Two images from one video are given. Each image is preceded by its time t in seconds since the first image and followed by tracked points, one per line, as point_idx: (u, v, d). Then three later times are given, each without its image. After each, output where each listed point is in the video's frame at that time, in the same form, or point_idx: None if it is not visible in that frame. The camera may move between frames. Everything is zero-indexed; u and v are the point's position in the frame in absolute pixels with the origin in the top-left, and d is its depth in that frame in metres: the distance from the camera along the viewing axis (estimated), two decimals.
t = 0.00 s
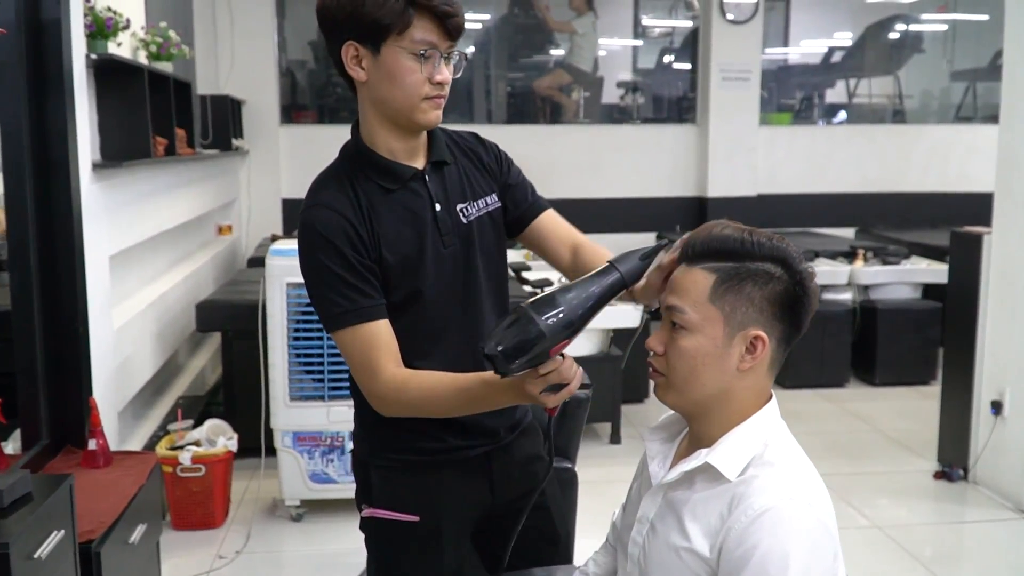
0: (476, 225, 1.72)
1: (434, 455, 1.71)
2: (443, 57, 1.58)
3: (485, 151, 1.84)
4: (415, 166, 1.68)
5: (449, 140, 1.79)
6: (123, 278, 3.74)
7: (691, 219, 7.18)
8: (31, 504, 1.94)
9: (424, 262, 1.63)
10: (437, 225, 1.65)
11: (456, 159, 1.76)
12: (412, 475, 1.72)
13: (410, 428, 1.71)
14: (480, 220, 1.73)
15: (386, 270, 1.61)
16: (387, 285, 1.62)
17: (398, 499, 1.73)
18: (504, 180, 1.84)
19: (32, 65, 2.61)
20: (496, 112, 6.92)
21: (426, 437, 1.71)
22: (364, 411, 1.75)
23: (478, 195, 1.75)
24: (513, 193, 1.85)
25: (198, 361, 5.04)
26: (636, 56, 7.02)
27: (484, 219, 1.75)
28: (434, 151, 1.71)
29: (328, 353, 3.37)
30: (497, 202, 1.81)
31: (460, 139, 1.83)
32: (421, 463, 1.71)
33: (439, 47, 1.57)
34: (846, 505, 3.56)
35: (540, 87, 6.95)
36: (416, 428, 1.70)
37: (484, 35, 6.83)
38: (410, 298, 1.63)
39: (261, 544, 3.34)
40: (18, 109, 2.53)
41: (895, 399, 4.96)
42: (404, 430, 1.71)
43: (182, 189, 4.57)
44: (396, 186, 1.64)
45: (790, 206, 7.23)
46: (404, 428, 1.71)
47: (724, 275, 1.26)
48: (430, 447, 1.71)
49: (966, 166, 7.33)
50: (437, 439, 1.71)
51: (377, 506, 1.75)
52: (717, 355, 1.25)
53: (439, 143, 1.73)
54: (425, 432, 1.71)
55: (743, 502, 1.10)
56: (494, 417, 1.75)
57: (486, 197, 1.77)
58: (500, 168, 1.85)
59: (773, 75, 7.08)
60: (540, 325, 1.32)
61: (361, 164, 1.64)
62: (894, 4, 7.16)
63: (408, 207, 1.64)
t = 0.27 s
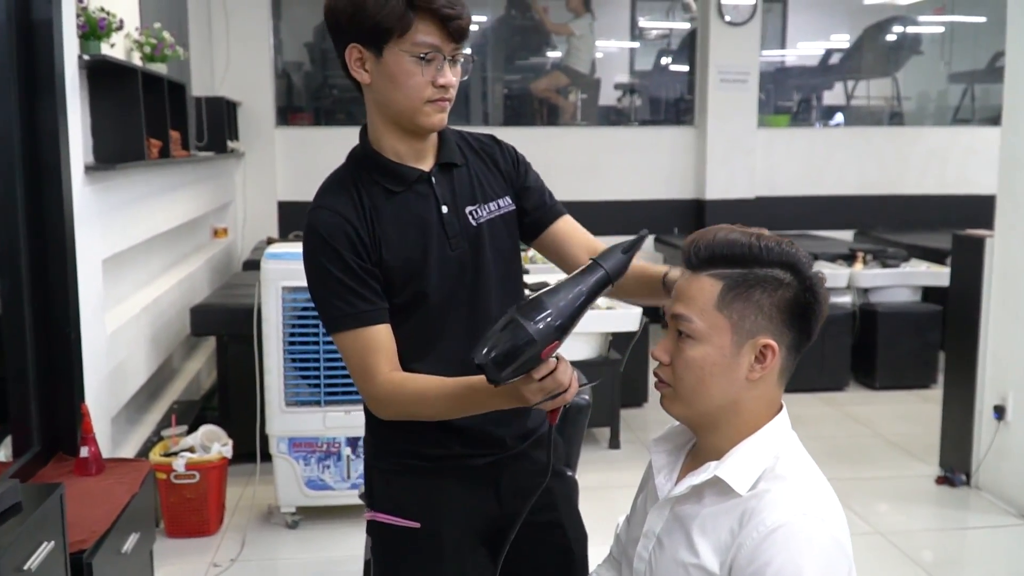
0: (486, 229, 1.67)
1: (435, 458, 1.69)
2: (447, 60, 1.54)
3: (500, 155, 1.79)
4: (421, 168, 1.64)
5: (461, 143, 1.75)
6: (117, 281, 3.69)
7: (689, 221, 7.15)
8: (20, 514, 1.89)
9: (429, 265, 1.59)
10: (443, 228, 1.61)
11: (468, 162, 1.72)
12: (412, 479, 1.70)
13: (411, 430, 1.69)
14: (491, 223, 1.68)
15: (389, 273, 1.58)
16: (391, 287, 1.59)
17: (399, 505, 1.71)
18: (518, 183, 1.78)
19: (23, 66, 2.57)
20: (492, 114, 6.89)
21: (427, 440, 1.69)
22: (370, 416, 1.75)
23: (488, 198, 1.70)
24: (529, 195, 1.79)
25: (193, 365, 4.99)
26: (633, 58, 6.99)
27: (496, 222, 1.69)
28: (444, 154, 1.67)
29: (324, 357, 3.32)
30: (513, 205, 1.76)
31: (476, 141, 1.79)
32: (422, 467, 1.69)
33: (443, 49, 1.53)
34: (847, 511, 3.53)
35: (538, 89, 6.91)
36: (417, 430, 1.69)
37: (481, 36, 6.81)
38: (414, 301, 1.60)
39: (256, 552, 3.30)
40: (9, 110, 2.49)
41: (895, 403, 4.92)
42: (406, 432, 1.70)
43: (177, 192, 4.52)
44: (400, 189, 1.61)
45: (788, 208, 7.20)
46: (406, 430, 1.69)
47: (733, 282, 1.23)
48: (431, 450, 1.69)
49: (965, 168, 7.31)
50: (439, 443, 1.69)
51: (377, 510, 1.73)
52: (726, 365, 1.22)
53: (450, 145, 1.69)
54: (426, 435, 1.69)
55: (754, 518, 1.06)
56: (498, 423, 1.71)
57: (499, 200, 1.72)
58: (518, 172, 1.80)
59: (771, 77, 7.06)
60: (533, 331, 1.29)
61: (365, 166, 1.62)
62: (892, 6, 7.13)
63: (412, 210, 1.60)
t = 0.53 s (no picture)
0: (527, 237, 1.60)
1: (447, 451, 1.60)
2: (477, 59, 1.49)
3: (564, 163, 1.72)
4: (468, 164, 1.60)
5: (522, 146, 1.69)
6: (111, 284, 3.66)
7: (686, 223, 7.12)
8: (11, 521, 1.86)
9: (460, 263, 1.56)
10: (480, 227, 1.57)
11: (524, 165, 1.66)
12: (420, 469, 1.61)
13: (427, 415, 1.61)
14: (535, 230, 1.61)
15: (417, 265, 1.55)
16: (415, 281, 1.56)
17: (406, 497, 1.62)
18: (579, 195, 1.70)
19: (15, 67, 2.54)
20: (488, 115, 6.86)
21: (441, 429, 1.60)
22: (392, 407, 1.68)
23: (538, 204, 1.63)
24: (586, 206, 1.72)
25: (189, 368, 4.95)
26: (630, 59, 6.97)
27: (544, 233, 1.62)
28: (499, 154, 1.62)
29: (320, 360, 3.27)
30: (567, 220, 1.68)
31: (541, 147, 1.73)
32: (432, 456, 1.61)
33: (479, 47, 1.49)
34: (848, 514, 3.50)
35: (535, 90, 6.89)
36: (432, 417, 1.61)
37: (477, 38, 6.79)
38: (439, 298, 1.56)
39: (252, 558, 3.26)
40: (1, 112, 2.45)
41: (894, 405, 4.90)
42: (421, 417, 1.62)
43: (172, 194, 4.49)
44: (442, 182, 1.58)
45: (786, 210, 7.18)
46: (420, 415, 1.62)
47: (737, 287, 1.20)
48: (444, 441, 1.60)
49: (963, 169, 7.29)
50: (452, 435, 1.60)
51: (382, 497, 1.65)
52: (731, 373, 1.19)
53: (507, 145, 1.64)
54: (440, 424, 1.60)
55: (763, 529, 1.04)
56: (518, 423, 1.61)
57: (550, 211, 1.64)
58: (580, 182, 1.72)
59: (768, 79, 7.05)
60: (491, 301, 1.35)
61: (412, 155, 1.61)
62: (889, 7, 7.13)
63: (450, 206, 1.57)
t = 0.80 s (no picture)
0: (573, 271, 1.50)
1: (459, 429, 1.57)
2: (506, 80, 1.40)
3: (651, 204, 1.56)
4: (535, 181, 1.51)
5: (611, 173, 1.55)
6: (105, 287, 3.64)
7: (682, 225, 7.12)
8: (5, 527, 1.83)
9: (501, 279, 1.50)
10: (524, 247, 1.49)
11: (598, 196, 1.52)
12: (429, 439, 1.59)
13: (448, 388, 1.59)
14: (584, 266, 1.50)
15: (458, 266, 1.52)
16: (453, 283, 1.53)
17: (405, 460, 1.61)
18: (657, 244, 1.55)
19: (9, 68, 2.52)
20: (484, 117, 6.85)
21: (461, 405, 1.57)
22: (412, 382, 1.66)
23: (597, 242, 1.50)
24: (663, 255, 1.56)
25: (184, 371, 4.93)
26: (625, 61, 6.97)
27: (586, 273, 1.50)
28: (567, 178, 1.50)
29: (316, 364, 3.25)
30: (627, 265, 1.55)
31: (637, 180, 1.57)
32: (442, 430, 1.58)
33: (520, 69, 1.39)
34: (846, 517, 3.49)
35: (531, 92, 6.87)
36: (453, 391, 1.58)
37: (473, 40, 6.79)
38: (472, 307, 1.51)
39: (247, 563, 3.24)
40: None
41: (892, 408, 4.90)
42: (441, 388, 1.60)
43: (166, 196, 4.47)
44: (501, 190, 1.51)
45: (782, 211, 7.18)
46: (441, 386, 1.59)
47: (739, 293, 1.18)
48: (459, 418, 1.57)
49: (960, 170, 7.29)
50: (468, 415, 1.56)
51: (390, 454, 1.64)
52: (734, 381, 1.17)
53: (587, 171, 1.51)
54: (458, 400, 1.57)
55: (769, 539, 1.02)
56: (536, 419, 1.56)
57: (603, 253, 1.51)
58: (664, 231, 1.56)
59: (764, 80, 7.05)
60: (470, 291, 1.41)
61: (484, 156, 1.54)
62: (884, 9, 7.13)
63: (501, 217, 1.50)
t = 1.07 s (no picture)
0: (564, 294, 1.53)
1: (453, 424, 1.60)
2: (520, 100, 1.43)
3: (659, 240, 1.54)
4: (543, 198, 1.55)
5: (624, 206, 1.55)
6: (89, 288, 3.60)
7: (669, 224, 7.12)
8: None
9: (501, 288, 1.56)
10: (520, 260, 1.54)
11: (603, 223, 1.53)
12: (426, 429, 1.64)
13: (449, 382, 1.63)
14: (576, 289, 1.52)
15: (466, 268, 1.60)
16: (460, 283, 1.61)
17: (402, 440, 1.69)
18: (657, 284, 1.52)
19: None
20: (470, 116, 6.83)
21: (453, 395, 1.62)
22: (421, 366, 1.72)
23: (591, 269, 1.52)
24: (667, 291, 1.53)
25: (169, 372, 4.88)
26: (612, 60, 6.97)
27: (577, 297, 1.53)
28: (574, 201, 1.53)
29: (303, 364, 3.23)
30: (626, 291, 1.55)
31: (651, 214, 1.56)
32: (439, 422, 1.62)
33: (533, 90, 1.42)
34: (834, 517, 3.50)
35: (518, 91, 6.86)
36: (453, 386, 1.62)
37: (460, 39, 6.78)
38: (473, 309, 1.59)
39: (234, 565, 3.21)
40: None
41: (878, 406, 4.91)
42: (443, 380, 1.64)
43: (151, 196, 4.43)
44: (509, 201, 1.56)
45: (767, 210, 7.20)
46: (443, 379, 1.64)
47: (722, 298, 1.16)
48: (456, 412, 1.61)
49: (944, 170, 7.32)
50: (464, 412, 1.60)
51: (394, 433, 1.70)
52: (727, 387, 1.16)
53: (594, 198, 1.52)
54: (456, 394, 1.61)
55: (768, 542, 1.02)
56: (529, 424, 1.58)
57: (598, 281, 1.52)
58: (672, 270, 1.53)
59: (750, 80, 7.07)
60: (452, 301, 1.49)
61: (503, 165, 1.60)
62: (870, 9, 7.16)
63: (505, 228, 1.56)
